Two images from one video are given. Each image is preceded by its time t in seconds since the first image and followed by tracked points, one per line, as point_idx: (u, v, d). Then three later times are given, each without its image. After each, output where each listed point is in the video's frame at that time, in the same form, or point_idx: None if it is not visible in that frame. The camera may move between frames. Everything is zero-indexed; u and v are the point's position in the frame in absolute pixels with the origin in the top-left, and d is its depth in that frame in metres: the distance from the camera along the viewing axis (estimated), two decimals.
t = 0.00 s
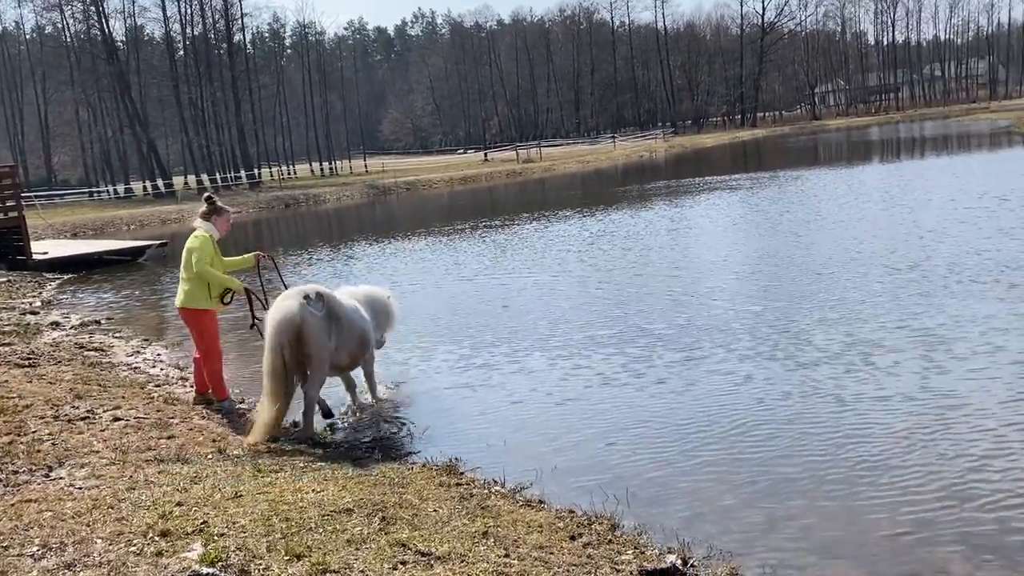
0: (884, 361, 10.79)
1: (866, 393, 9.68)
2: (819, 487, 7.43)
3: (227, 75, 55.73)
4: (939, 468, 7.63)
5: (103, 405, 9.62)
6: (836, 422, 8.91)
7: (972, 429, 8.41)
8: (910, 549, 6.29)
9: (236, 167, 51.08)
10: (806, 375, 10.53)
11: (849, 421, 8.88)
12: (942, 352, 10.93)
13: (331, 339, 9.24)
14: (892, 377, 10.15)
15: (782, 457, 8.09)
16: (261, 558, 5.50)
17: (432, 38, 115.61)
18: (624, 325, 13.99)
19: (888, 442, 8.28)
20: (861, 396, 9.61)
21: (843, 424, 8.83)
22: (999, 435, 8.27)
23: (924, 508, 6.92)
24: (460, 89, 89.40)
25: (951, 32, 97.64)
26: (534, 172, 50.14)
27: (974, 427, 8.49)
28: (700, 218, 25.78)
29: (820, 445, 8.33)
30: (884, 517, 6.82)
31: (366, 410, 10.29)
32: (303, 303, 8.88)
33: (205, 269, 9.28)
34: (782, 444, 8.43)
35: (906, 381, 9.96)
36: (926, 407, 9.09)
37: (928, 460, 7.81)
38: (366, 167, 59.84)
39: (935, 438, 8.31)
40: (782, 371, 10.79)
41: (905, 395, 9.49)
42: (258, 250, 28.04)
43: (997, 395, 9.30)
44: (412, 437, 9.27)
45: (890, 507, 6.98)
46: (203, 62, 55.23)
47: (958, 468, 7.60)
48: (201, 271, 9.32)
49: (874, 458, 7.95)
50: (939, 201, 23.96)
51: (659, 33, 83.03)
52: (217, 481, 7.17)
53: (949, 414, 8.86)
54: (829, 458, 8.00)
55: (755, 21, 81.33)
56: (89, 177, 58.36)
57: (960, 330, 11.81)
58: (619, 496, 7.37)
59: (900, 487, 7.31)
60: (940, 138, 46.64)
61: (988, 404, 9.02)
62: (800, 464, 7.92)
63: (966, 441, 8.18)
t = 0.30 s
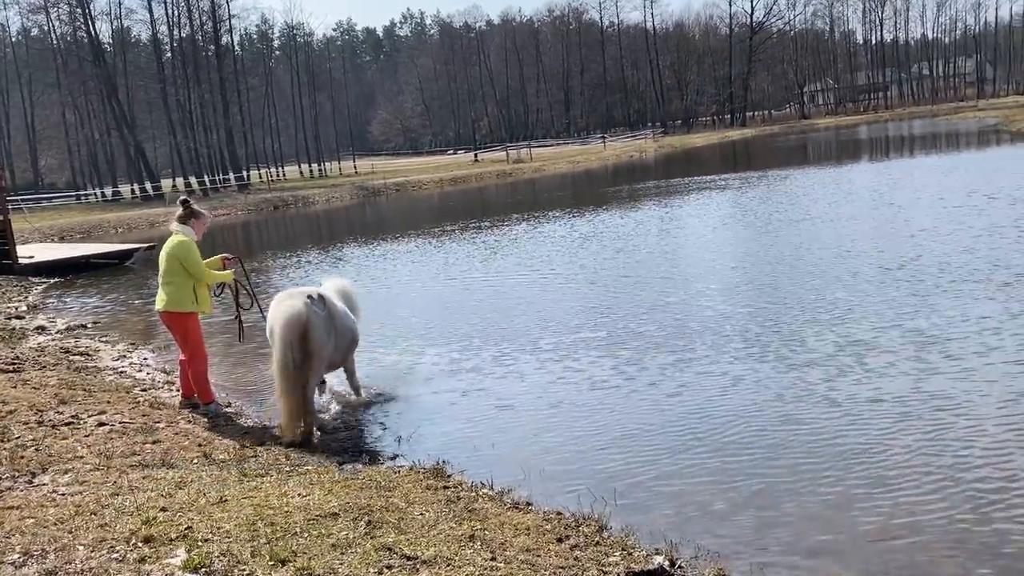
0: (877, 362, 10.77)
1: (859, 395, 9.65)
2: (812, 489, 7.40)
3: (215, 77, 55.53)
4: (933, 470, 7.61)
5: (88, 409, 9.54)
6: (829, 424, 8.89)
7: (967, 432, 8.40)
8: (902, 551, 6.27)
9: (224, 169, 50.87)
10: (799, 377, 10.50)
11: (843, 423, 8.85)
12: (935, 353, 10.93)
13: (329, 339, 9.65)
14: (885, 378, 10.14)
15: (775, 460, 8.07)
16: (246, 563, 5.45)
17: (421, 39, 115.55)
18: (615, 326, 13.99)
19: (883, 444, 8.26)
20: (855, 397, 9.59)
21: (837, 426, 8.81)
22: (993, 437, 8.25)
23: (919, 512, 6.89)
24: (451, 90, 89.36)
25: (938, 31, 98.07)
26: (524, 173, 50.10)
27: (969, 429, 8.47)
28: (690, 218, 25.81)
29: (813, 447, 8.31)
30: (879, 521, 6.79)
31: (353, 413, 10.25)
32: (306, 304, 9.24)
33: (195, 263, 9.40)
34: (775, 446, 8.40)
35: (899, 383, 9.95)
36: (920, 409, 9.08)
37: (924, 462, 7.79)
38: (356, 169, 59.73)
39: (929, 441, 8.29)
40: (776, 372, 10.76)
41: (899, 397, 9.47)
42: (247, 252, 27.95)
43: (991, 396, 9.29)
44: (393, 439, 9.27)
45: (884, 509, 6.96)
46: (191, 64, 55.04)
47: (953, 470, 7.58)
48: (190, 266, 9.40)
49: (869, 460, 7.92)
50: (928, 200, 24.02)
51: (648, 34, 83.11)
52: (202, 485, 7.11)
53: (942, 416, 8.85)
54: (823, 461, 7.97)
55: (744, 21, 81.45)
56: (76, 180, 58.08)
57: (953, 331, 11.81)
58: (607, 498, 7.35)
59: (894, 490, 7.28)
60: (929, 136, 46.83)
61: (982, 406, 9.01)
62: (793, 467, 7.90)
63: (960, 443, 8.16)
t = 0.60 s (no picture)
0: (875, 365, 10.65)
1: (857, 398, 9.53)
2: (811, 494, 7.30)
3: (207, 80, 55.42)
4: (934, 474, 7.51)
5: (78, 414, 9.50)
6: (827, 428, 8.77)
7: (968, 436, 8.27)
8: (897, 552, 6.26)
9: (217, 172, 50.79)
10: (796, 379, 10.38)
11: (840, 426, 8.80)
12: (933, 355, 10.81)
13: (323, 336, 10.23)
14: (884, 381, 10.01)
15: (772, 463, 7.98)
16: (236, 568, 5.42)
17: (414, 41, 115.57)
18: (610, 326, 13.97)
19: (882, 449, 8.13)
20: (853, 400, 9.47)
21: (836, 429, 8.69)
22: (994, 443, 8.12)
23: (920, 517, 6.78)
24: (444, 93, 89.38)
25: (931, 32, 98.27)
26: (518, 174, 50.10)
27: (969, 434, 8.34)
28: (684, 218, 25.83)
29: (812, 451, 8.20)
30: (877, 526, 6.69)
31: (346, 415, 10.25)
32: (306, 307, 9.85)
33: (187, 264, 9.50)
34: (770, 448, 8.36)
35: (899, 385, 9.82)
36: (920, 413, 8.95)
37: (922, 466, 7.69)
38: (349, 171, 59.75)
39: (930, 446, 8.16)
40: (772, 375, 10.63)
41: (898, 401, 9.34)
42: (240, 255, 27.91)
43: (991, 400, 9.16)
44: (368, 434, 9.54)
45: (883, 514, 6.85)
46: (183, 67, 54.93)
47: (954, 475, 7.46)
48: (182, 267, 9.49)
49: (869, 465, 7.81)
50: (921, 200, 23.99)
51: (641, 36, 83.21)
52: (193, 489, 7.08)
53: (941, 418, 8.79)
54: (820, 465, 7.87)
55: (737, 22, 81.58)
56: (69, 183, 57.96)
57: (950, 333, 11.69)
58: (600, 500, 7.33)
59: (892, 493, 7.22)
60: (923, 136, 46.92)
61: (981, 410, 8.89)
62: (794, 471, 7.78)
63: (960, 448, 8.05)
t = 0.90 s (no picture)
0: (881, 369, 10.52)
1: (863, 403, 9.40)
2: (817, 500, 7.19)
3: (207, 82, 55.47)
4: (943, 481, 7.40)
5: (77, 416, 9.49)
6: (833, 433, 8.65)
7: (977, 442, 8.14)
8: (899, 555, 6.24)
9: (217, 174, 50.86)
10: (801, 383, 10.26)
11: (842, 428, 8.78)
12: (940, 360, 10.67)
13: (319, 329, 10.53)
14: (886, 384, 9.98)
15: (777, 469, 7.89)
16: (235, 571, 5.42)
17: (414, 44, 115.71)
18: (610, 329, 13.93)
19: (890, 455, 8.00)
20: (860, 405, 9.34)
21: (842, 434, 8.59)
22: (998, 445, 8.10)
23: (929, 525, 6.67)
24: (444, 96, 89.45)
25: (930, 33, 98.27)
26: (518, 177, 50.14)
27: (979, 441, 8.20)
28: (684, 220, 25.81)
29: (818, 456, 8.09)
30: (884, 534, 6.58)
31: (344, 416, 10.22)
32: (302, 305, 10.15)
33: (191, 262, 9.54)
34: (772, 450, 8.34)
35: (906, 390, 9.69)
36: (927, 419, 8.83)
37: (932, 473, 7.57)
38: (349, 174, 59.83)
39: (934, 447, 8.12)
40: (776, 379, 10.52)
41: (905, 406, 9.21)
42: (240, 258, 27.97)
43: (994, 402, 9.13)
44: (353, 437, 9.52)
45: (887, 521, 6.77)
46: (183, 70, 55.00)
47: (964, 483, 7.34)
48: (185, 263, 9.52)
49: (875, 470, 7.70)
50: (922, 203, 23.88)
51: (641, 38, 83.29)
52: (192, 492, 7.07)
53: (945, 419, 8.76)
54: (825, 470, 7.77)
55: (736, 25, 81.65)
56: (68, 186, 58.05)
57: (956, 337, 11.56)
58: (600, 503, 7.32)
59: (896, 495, 7.20)
60: (923, 137, 46.90)
61: (989, 415, 8.75)
62: (799, 476, 7.69)
63: (969, 455, 7.92)
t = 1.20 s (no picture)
0: (892, 374, 10.47)
1: (875, 410, 9.35)
2: (833, 510, 7.12)
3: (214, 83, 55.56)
4: (961, 492, 7.32)
5: (85, 417, 9.51)
6: (848, 441, 8.58)
7: (992, 451, 8.07)
8: (911, 562, 6.22)
9: (224, 175, 50.99)
10: (811, 389, 10.22)
11: (853, 433, 8.74)
12: (952, 365, 10.62)
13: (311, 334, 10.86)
14: (898, 389, 9.93)
15: (791, 476, 7.82)
16: (241, 572, 5.40)
17: (420, 45, 115.87)
18: (618, 332, 13.91)
19: (906, 465, 7.93)
20: (874, 412, 9.26)
21: (858, 442, 8.52)
22: (1011, 452, 8.05)
23: (949, 537, 6.59)
24: (450, 97, 89.51)
25: (937, 35, 97.90)
26: (524, 178, 50.13)
27: (996, 451, 8.12)
28: (691, 223, 25.78)
29: (833, 464, 8.02)
30: (902, 545, 6.50)
31: (351, 418, 10.24)
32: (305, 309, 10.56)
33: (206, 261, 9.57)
34: (782, 455, 8.31)
35: (922, 398, 9.60)
36: (940, 425, 8.79)
37: (950, 484, 7.49)
38: (355, 176, 59.91)
39: (947, 454, 8.08)
40: (789, 385, 10.44)
41: (921, 414, 9.13)
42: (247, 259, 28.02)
43: (1008, 408, 9.07)
44: (362, 441, 9.44)
45: (899, 528, 6.75)
46: (190, 71, 55.12)
47: (983, 495, 7.26)
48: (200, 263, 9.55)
49: (892, 480, 7.63)
50: (931, 206, 23.79)
51: (647, 40, 83.18)
52: (199, 493, 7.06)
53: (958, 427, 8.71)
54: (841, 479, 7.71)
55: (742, 26, 81.49)
56: (76, 187, 58.22)
57: (968, 342, 11.50)
58: (608, 506, 7.31)
59: (908, 502, 7.17)
60: (930, 140, 46.77)
61: (1005, 424, 8.67)
62: (814, 485, 7.62)
63: (987, 466, 7.84)
